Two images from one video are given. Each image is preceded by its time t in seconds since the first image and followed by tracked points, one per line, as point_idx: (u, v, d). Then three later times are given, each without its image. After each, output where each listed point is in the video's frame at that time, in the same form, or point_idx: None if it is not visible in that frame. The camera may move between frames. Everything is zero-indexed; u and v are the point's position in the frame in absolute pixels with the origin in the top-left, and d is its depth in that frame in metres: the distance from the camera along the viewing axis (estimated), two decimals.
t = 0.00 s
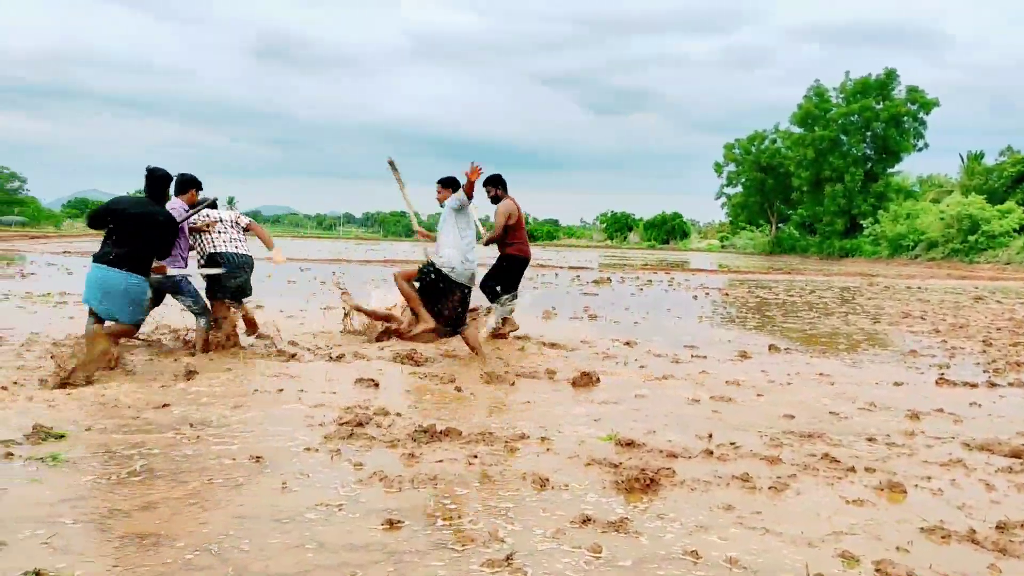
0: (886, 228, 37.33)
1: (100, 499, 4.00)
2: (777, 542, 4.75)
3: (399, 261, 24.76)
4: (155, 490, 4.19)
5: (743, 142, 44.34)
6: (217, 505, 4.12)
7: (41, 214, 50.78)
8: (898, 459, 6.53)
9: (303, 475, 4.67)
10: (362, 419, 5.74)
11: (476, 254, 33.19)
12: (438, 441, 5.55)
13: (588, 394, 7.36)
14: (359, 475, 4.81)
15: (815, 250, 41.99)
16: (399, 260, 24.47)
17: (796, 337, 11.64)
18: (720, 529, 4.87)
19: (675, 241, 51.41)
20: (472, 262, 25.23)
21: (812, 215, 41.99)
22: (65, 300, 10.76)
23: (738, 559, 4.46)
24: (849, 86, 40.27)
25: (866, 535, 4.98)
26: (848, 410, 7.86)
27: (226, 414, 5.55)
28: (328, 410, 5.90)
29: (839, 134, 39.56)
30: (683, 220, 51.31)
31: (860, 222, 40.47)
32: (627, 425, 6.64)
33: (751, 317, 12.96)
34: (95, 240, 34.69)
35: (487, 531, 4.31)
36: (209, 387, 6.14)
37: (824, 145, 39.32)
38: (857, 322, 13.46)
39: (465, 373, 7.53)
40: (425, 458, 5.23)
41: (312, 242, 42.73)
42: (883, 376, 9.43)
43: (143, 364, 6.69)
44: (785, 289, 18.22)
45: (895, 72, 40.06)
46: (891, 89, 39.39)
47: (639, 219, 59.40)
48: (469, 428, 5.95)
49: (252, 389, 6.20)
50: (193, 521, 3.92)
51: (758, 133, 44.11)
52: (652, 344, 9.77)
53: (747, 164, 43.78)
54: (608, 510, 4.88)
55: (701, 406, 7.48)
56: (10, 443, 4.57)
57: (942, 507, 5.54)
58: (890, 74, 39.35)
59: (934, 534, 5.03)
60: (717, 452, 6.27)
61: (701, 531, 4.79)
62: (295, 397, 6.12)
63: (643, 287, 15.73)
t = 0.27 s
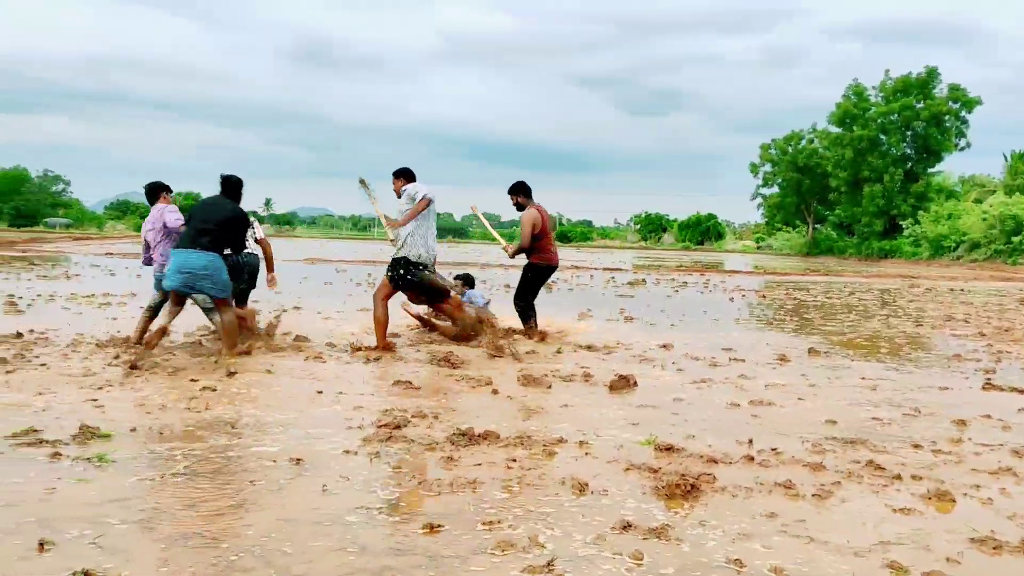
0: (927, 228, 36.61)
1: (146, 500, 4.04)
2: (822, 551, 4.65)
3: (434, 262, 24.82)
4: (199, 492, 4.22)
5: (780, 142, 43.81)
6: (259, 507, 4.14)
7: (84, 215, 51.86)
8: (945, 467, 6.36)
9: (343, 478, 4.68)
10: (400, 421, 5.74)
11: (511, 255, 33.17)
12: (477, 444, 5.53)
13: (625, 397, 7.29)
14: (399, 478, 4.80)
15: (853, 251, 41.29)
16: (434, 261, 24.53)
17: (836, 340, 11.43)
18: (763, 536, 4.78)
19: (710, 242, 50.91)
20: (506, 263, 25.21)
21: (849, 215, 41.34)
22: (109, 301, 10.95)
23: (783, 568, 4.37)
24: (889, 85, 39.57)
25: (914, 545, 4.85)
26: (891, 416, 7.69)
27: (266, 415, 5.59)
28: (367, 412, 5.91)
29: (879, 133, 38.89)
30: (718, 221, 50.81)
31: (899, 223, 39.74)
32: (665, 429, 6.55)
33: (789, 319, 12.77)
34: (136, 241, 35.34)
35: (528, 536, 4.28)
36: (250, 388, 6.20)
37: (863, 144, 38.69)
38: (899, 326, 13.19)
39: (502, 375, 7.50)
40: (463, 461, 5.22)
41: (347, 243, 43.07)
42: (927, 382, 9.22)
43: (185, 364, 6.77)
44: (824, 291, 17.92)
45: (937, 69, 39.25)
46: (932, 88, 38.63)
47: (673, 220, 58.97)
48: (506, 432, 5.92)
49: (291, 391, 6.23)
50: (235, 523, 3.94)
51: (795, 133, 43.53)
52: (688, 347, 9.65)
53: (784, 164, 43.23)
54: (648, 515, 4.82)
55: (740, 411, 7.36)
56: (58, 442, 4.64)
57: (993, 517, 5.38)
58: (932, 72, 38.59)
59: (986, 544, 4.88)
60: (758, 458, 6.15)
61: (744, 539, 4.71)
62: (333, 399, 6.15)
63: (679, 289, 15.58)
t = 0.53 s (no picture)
0: (970, 228, 35.80)
1: (192, 500, 4.08)
2: (871, 558, 4.54)
3: (468, 262, 24.87)
4: (243, 492, 4.25)
5: (818, 141, 43.20)
6: (302, 508, 4.15)
7: (125, 217, 52.89)
8: (997, 473, 6.18)
9: (385, 480, 4.68)
10: (439, 423, 5.73)
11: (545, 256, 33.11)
12: (516, 446, 5.50)
13: (665, 400, 7.21)
14: (440, 480, 4.79)
15: (893, 251, 40.52)
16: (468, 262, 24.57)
17: (880, 342, 11.21)
18: (810, 542, 4.67)
19: (745, 242, 50.35)
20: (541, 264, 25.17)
21: (889, 215, 40.61)
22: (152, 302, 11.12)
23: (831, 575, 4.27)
24: (932, 82, 38.80)
25: (967, 553, 4.71)
26: (939, 420, 7.50)
27: (307, 416, 5.62)
28: (406, 413, 5.91)
29: (920, 131, 38.16)
30: (754, 221, 50.23)
31: (941, 222, 38.94)
32: (707, 432, 6.46)
33: (830, 320, 12.54)
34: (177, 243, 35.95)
35: (570, 540, 4.23)
36: (291, 389, 6.23)
37: (903, 142, 38.00)
38: (945, 328, 12.89)
39: (540, 377, 7.46)
40: (504, 463, 5.19)
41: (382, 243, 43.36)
42: (976, 385, 8.98)
43: (227, 364, 6.84)
44: (864, 292, 17.59)
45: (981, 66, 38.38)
46: (976, 84, 37.79)
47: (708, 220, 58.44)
48: (546, 434, 5.88)
49: (331, 391, 6.26)
50: (279, 524, 3.95)
51: (833, 131, 42.88)
52: (728, 349, 9.52)
53: (822, 163, 42.62)
54: (692, 520, 4.74)
55: (782, 414, 7.24)
56: (105, 442, 4.71)
57: None
58: (976, 69, 37.75)
59: None
60: (802, 462, 6.04)
61: (790, 545, 4.61)
62: (373, 400, 6.16)
63: (716, 290, 15.40)
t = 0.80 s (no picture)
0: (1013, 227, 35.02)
1: (232, 498, 4.11)
2: (915, 561, 4.43)
3: (500, 263, 24.86)
4: (282, 490, 4.27)
5: (854, 139, 42.57)
6: (340, 506, 4.17)
7: (163, 219, 53.80)
8: None
9: (422, 478, 4.68)
10: (475, 422, 5.72)
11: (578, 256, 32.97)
12: (552, 446, 5.47)
13: (701, 400, 7.13)
14: (476, 479, 4.78)
15: (932, 251, 39.73)
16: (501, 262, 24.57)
17: (921, 342, 10.99)
18: (853, 545, 4.58)
19: (780, 241, 49.71)
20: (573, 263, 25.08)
21: (928, 213, 39.88)
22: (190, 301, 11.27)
23: None
24: (972, 78, 38.06)
25: (1016, 558, 4.58)
26: (984, 422, 7.32)
27: (344, 414, 5.64)
28: (442, 412, 5.91)
29: (960, 128, 37.44)
30: (788, 220, 49.59)
31: (981, 221, 38.13)
32: (744, 433, 6.37)
33: (869, 320, 12.33)
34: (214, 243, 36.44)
35: (608, 541, 4.19)
36: (327, 388, 6.27)
37: (942, 140, 37.32)
38: (988, 328, 12.61)
39: (574, 377, 7.42)
40: (539, 463, 5.16)
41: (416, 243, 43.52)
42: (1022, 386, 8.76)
43: (264, 363, 6.90)
44: (903, 291, 17.26)
45: None
46: (1018, 80, 36.99)
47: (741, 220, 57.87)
48: (581, 434, 5.84)
49: (367, 391, 6.28)
50: (318, 521, 3.97)
51: (870, 129, 42.19)
52: (764, 349, 9.40)
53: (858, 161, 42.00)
54: (731, 521, 4.67)
55: (821, 415, 7.12)
56: (147, 439, 4.77)
57: None
58: (1018, 64, 36.95)
59: None
60: (843, 464, 5.93)
61: (832, 547, 4.52)
62: (408, 399, 6.17)
63: (751, 290, 15.22)
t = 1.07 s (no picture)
0: None
1: (267, 496, 4.13)
2: (957, 565, 4.33)
3: (528, 263, 24.83)
4: (316, 489, 4.29)
5: (887, 137, 41.95)
6: (374, 506, 4.18)
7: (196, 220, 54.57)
8: None
9: (455, 478, 4.68)
10: (506, 422, 5.71)
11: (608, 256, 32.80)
12: (584, 447, 5.44)
13: (734, 401, 7.05)
14: (509, 479, 4.76)
15: (968, 250, 38.97)
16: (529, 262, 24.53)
17: (958, 343, 10.79)
18: (892, 549, 4.49)
19: (812, 241, 49.09)
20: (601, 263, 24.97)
21: (963, 212, 39.17)
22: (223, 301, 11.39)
23: None
24: (1009, 74, 37.34)
25: None
26: None
27: (376, 414, 5.65)
28: (473, 413, 5.91)
29: (997, 125, 36.74)
30: (820, 219, 48.95)
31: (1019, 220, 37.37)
32: (778, 434, 6.28)
33: (904, 321, 12.13)
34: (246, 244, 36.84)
35: (643, 542, 4.15)
36: (359, 387, 6.29)
37: (979, 137, 36.64)
38: None
39: (605, 377, 7.38)
40: (572, 464, 5.14)
41: (445, 243, 43.65)
42: None
43: (297, 363, 6.95)
44: (939, 291, 16.94)
45: None
46: None
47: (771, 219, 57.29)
48: (614, 434, 5.80)
49: (399, 391, 6.29)
50: (352, 520, 3.98)
51: (904, 126, 41.53)
52: (797, 350, 9.28)
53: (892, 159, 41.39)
54: (767, 523, 4.60)
55: (857, 417, 7.00)
56: (183, 438, 4.82)
57: None
58: None
59: None
60: (880, 467, 5.82)
61: (871, 551, 4.44)
62: (439, 399, 6.17)
63: (783, 290, 15.04)
